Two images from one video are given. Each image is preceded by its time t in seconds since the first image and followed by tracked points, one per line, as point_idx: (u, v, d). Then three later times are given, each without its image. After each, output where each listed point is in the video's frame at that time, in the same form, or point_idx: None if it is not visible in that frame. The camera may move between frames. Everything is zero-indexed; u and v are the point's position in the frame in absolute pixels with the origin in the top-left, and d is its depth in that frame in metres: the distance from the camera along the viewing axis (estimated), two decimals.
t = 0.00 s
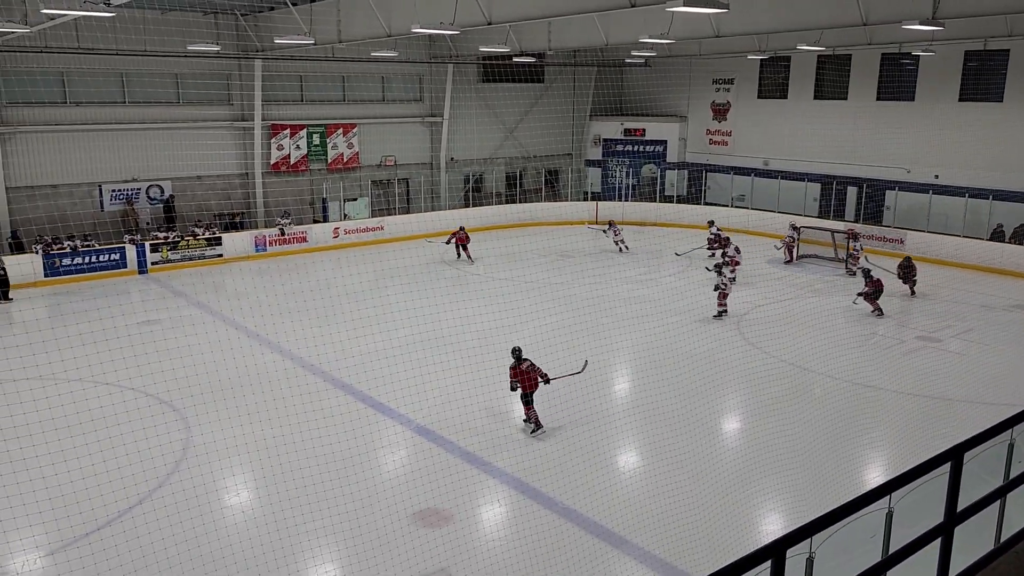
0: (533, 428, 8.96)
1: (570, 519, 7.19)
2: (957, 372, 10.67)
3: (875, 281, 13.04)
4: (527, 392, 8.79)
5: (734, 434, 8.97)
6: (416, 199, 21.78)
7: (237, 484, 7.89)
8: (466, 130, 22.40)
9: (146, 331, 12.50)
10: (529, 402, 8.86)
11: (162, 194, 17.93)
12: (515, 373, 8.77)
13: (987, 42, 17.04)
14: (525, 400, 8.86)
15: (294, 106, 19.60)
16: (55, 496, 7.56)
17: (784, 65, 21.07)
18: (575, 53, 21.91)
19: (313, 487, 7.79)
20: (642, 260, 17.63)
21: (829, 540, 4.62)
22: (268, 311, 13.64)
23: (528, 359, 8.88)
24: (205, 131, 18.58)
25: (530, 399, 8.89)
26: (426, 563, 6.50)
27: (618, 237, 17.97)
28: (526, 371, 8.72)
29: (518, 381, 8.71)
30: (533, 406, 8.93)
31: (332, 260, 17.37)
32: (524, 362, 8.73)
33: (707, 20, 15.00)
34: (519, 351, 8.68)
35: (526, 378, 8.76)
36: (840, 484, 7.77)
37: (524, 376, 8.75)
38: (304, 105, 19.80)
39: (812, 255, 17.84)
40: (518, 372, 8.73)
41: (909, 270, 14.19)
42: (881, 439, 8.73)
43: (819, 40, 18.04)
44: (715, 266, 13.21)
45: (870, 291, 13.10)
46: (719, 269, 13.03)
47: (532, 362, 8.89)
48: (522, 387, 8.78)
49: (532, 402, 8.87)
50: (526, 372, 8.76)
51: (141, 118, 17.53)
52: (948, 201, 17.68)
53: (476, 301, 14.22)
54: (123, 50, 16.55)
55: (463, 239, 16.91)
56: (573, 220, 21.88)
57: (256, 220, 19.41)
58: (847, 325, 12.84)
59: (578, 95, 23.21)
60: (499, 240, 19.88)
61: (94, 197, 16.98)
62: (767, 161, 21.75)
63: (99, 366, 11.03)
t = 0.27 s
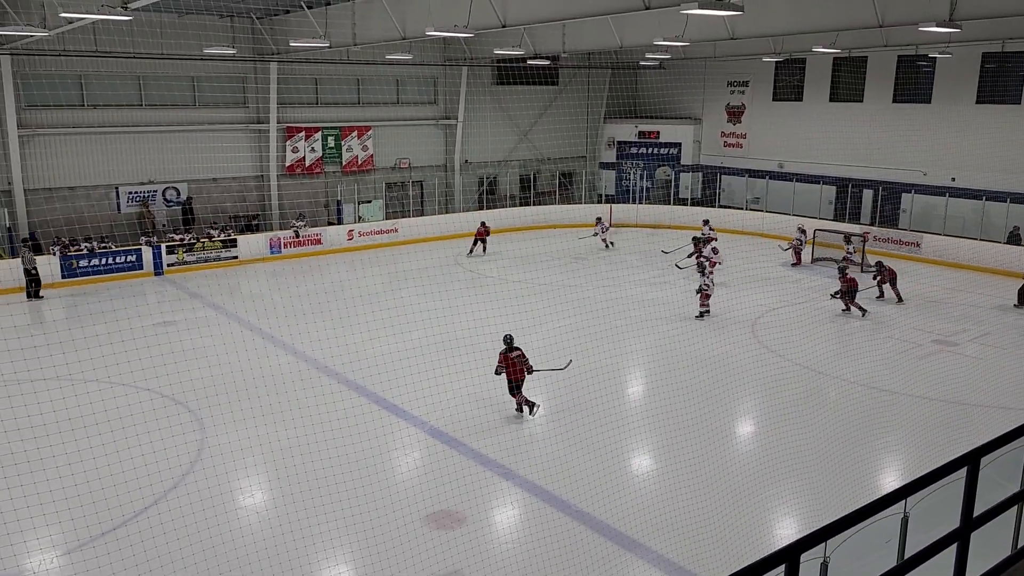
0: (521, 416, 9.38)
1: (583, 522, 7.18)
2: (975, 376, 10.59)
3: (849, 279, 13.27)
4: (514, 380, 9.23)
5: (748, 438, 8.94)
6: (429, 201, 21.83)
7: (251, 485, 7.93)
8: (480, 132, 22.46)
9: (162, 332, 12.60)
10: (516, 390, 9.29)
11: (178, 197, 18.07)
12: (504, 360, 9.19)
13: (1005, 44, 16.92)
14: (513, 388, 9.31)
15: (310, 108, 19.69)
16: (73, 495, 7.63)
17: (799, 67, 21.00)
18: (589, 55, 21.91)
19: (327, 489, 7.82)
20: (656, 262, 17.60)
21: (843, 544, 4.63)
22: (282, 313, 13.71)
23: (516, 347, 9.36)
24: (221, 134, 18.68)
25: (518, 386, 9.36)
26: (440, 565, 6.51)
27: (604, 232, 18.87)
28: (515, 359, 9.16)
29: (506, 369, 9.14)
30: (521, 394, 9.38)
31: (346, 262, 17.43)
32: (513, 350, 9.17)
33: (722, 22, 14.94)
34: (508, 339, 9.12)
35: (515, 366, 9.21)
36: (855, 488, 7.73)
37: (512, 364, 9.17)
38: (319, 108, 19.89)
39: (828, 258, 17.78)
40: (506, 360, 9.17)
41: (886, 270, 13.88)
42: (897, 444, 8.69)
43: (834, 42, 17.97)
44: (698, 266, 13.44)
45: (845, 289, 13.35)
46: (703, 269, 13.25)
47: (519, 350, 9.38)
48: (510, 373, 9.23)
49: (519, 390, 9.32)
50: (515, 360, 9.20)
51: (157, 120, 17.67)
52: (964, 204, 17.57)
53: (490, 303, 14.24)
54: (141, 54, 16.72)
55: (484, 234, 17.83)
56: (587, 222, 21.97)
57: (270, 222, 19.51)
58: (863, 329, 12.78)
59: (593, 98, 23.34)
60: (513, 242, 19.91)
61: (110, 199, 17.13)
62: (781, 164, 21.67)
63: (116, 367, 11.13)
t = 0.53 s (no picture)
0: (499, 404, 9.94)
1: (592, 526, 7.16)
2: (986, 380, 10.53)
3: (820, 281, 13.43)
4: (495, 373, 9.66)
5: (757, 442, 8.91)
6: (439, 205, 21.87)
7: (260, 487, 7.95)
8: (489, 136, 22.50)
9: (172, 334, 12.66)
10: (498, 382, 9.76)
11: (189, 200, 18.16)
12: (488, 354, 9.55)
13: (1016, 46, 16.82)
14: (495, 379, 9.78)
15: (319, 112, 19.77)
16: (83, 496, 7.67)
17: (808, 69, 20.95)
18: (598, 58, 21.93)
19: (336, 492, 7.83)
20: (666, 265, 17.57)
21: (853, 548, 4.60)
22: (292, 316, 13.75)
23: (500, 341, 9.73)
24: (231, 138, 18.76)
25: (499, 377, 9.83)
26: (448, 569, 6.51)
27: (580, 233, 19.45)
28: (498, 353, 9.56)
29: (490, 363, 9.54)
30: (503, 384, 9.89)
31: (355, 265, 17.47)
32: (497, 344, 9.56)
33: (732, 25, 14.92)
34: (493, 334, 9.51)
35: (498, 360, 9.60)
36: (865, 493, 7.69)
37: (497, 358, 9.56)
38: (329, 111, 19.96)
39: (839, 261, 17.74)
40: (489, 354, 9.55)
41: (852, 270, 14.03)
42: (908, 448, 8.63)
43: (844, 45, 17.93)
44: (680, 269, 13.63)
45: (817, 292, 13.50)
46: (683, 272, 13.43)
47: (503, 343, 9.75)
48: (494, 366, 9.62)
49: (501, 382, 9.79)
50: (497, 355, 9.59)
51: (168, 124, 17.77)
52: (975, 207, 17.48)
53: (499, 306, 14.24)
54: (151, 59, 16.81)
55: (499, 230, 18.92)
56: (597, 225, 22.08)
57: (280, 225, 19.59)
58: (874, 332, 12.73)
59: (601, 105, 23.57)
60: (522, 245, 19.91)
61: (121, 202, 17.23)
62: (791, 167, 21.60)
63: (127, 369, 11.18)
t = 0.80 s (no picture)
0: (473, 398, 10.25)
1: (598, 530, 7.15)
2: (994, 383, 10.49)
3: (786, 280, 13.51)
4: (471, 369, 9.95)
5: (764, 446, 8.88)
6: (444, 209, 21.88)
7: (266, 491, 7.96)
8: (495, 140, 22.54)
9: (179, 339, 12.69)
10: (474, 377, 10.06)
11: (195, 205, 18.20)
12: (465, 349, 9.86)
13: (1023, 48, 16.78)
14: (471, 375, 10.07)
15: (325, 117, 19.82)
16: (90, 501, 7.68)
17: (814, 72, 20.94)
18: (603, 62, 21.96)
19: (342, 496, 7.83)
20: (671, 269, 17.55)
21: (861, 552, 4.62)
22: (297, 320, 13.76)
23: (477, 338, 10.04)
24: (238, 142, 18.83)
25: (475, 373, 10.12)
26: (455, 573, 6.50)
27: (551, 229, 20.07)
28: (475, 349, 9.86)
29: (466, 358, 9.83)
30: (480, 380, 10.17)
31: (361, 269, 17.50)
32: (473, 341, 9.87)
33: (737, 28, 14.91)
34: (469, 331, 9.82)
35: (474, 356, 9.90)
36: (872, 497, 7.66)
37: (475, 354, 9.87)
38: (335, 115, 20.01)
39: (845, 264, 17.72)
40: (465, 350, 9.85)
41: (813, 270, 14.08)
42: (915, 452, 8.60)
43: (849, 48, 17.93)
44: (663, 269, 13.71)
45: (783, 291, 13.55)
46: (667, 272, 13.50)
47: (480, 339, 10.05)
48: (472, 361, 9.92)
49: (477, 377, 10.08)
50: (474, 351, 9.89)
51: (174, 129, 17.83)
52: (983, 210, 17.43)
53: (504, 310, 14.24)
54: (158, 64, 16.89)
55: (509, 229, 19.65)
56: (602, 228, 22.11)
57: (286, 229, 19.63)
58: (881, 336, 12.69)
59: (608, 106, 23.66)
60: (527, 249, 19.91)
61: (128, 206, 17.30)
62: (797, 170, 21.56)
63: (133, 373, 11.20)
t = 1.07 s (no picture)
0: (446, 397, 10.44)
1: (602, 534, 7.14)
2: (999, 385, 10.47)
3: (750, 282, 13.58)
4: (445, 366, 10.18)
5: (768, 449, 8.87)
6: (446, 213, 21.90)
7: (269, 496, 7.95)
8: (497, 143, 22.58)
9: (182, 344, 12.68)
10: (446, 374, 10.29)
11: (198, 209, 18.24)
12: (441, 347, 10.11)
13: None
14: (444, 372, 10.30)
15: (327, 121, 19.86)
16: (93, 506, 7.67)
17: (815, 75, 20.96)
18: (604, 65, 21.98)
19: (346, 500, 7.82)
20: (674, 272, 17.53)
21: (867, 555, 4.63)
22: (300, 324, 13.76)
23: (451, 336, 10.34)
24: (240, 147, 18.85)
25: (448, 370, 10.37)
26: None
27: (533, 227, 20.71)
28: (450, 345, 10.12)
29: (440, 354, 10.07)
30: (451, 378, 10.39)
31: (363, 273, 17.50)
32: (449, 338, 10.14)
33: (739, 31, 14.92)
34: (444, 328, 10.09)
35: (448, 353, 10.16)
36: (877, 500, 7.65)
37: (451, 352, 10.13)
38: (337, 120, 20.06)
39: (848, 267, 17.70)
40: (440, 346, 10.10)
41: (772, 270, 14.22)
42: (919, 454, 8.59)
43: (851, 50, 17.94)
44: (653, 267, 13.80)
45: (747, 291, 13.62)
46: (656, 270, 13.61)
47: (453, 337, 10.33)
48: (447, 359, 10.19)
49: (449, 375, 10.33)
50: (448, 347, 10.15)
51: (177, 134, 17.87)
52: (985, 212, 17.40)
53: (507, 314, 14.24)
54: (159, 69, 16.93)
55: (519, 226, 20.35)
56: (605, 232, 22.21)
57: (288, 233, 19.66)
58: (885, 338, 12.67)
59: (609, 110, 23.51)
60: (529, 252, 19.91)
61: (131, 212, 17.31)
62: (799, 172, 21.55)
63: (135, 379, 11.19)
